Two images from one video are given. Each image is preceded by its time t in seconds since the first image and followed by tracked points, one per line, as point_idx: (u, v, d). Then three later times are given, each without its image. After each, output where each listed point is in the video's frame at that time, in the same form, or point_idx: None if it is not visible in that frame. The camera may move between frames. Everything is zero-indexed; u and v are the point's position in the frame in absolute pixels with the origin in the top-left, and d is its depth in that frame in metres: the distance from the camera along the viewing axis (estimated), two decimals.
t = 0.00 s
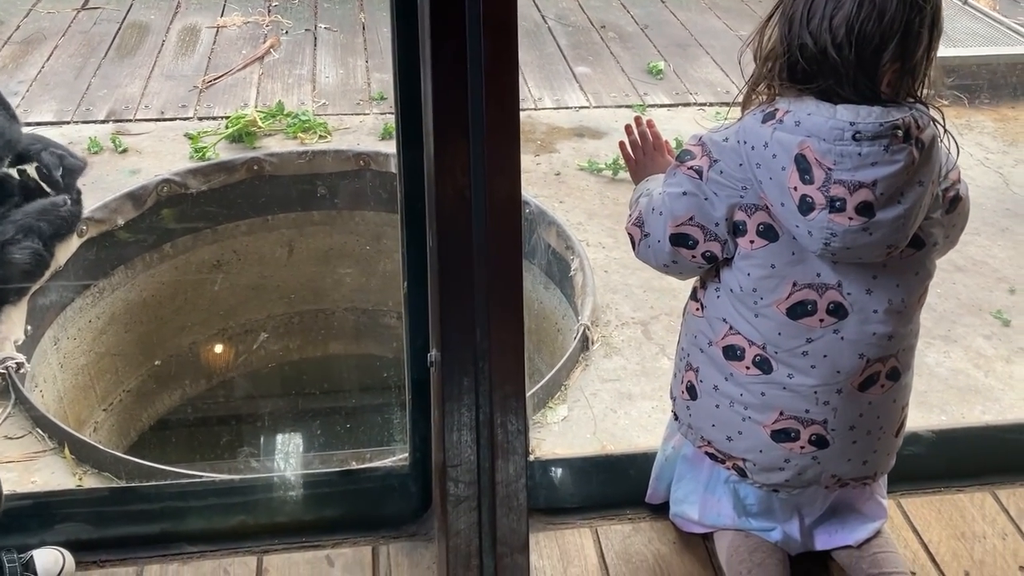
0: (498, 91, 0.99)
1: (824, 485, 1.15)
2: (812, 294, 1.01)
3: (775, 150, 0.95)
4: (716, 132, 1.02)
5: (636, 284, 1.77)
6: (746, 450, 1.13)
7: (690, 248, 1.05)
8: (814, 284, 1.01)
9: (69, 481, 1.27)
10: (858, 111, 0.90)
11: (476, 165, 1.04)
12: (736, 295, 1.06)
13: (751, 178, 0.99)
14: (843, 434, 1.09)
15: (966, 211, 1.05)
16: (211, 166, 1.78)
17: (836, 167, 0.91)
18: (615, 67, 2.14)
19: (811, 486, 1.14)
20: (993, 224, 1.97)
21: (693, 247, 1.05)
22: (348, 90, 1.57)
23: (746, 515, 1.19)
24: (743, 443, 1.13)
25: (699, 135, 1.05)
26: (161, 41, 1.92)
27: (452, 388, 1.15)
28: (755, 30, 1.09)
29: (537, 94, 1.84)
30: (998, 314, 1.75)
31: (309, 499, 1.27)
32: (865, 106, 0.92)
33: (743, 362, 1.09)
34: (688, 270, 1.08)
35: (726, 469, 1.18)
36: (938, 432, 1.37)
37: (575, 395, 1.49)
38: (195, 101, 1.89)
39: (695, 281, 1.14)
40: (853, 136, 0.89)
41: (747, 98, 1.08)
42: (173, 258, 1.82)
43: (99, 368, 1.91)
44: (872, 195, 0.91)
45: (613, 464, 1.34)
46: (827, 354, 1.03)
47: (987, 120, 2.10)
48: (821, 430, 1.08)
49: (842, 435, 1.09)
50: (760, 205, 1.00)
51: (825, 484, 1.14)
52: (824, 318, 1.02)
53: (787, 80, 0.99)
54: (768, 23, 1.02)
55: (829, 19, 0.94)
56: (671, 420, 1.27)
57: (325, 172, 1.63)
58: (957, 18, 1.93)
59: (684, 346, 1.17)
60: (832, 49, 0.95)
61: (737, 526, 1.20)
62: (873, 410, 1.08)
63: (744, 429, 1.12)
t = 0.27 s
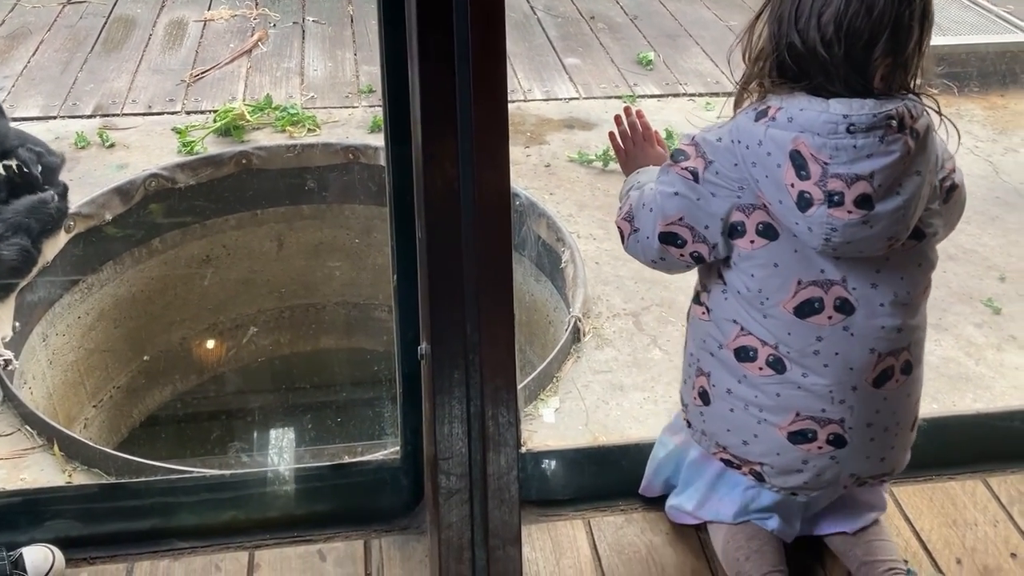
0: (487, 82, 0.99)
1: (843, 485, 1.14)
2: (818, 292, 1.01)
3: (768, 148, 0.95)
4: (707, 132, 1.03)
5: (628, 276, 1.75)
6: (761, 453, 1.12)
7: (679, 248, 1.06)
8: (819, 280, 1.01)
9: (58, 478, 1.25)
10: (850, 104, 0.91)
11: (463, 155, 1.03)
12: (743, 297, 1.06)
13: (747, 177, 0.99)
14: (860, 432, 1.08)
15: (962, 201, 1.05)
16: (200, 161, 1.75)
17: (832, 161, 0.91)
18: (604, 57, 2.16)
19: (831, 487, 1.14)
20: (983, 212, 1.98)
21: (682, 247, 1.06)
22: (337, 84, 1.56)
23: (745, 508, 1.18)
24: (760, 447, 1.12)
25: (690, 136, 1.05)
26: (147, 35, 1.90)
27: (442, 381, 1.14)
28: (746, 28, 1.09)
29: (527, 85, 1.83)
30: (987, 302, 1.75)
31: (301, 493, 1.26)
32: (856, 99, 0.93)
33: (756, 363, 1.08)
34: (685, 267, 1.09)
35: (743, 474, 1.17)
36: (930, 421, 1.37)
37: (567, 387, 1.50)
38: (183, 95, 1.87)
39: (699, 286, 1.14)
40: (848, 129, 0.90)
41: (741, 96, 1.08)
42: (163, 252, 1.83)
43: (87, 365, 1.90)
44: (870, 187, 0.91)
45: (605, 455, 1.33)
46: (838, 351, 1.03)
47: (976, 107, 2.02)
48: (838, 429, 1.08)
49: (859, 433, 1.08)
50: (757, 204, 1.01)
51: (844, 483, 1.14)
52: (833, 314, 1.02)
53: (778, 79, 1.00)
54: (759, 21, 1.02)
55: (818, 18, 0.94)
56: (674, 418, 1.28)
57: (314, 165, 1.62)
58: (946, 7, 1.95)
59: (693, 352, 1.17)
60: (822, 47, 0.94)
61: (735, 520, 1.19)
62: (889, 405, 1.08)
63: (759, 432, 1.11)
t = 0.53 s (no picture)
0: (474, 80, 0.96)
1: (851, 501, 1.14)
2: (841, 308, 1.00)
3: (806, 160, 0.95)
4: (740, 142, 1.03)
5: (618, 273, 1.77)
6: (768, 468, 1.11)
7: (710, 260, 1.06)
8: (844, 298, 1.00)
9: (42, 487, 1.23)
10: (890, 119, 0.92)
11: (452, 158, 1.00)
12: (763, 309, 1.05)
13: (779, 189, 0.99)
14: (872, 453, 1.07)
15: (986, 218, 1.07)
16: (183, 161, 1.76)
17: (871, 178, 0.91)
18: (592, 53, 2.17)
19: (837, 501, 1.13)
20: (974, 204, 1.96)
21: (713, 259, 1.06)
22: (323, 81, 1.54)
23: (746, 515, 1.18)
24: (767, 462, 1.11)
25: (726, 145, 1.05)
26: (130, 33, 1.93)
27: (432, 388, 1.12)
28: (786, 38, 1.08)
29: (516, 80, 1.81)
30: (981, 296, 1.74)
31: (290, 501, 1.25)
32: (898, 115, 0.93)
33: (769, 377, 1.07)
34: (713, 278, 1.09)
35: (750, 487, 1.16)
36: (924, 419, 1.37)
37: (559, 387, 1.48)
38: (166, 94, 1.86)
39: (720, 295, 1.13)
40: (890, 146, 0.90)
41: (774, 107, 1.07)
42: (148, 255, 1.82)
43: (72, 370, 1.87)
44: (907, 207, 0.91)
45: (598, 456, 1.32)
46: (856, 371, 1.02)
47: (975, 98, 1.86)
48: (848, 449, 1.07)
49: (870, 454, 1.07)
50: (789, 217, 1.00)
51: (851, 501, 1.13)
52: (854, 333, 1.01)
53: (823, 90, 0.98)
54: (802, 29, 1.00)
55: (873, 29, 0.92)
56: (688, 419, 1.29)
57: (300, 165, 1.59)
58: None
59: (710, 361, 1.16)
60: (878, 61, 0.93)
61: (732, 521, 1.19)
62: (904, 429, 1.07)
63: (767, 448, 1.10)
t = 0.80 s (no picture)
0: (463, 82, 0.92)
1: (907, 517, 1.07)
2: (933, 319, 0.93)
3: (924, 172, 0.86)
4: (837, 144, 0.94)
5: (609, 273, 1.78)
6: (830, 478, 1.04)
7: (790, 254, 0.99)
8: (938, 308, 0.93)
9: (19, 504, 1.20)
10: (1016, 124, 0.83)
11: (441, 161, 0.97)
12: (843, 317, 0.97)
13: (881, 199, 0.90)
14: (935, 465, 1.01)
15: None
16: (162, 163, 1.72)
17: (1000, 193, 0.82)
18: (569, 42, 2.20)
19: (893, 516, 1.06)
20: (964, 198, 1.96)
21: (793, 253, 0.99)
22: (304, 80, 1.51)
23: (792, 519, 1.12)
24: (824, 471, 1.04)
25: (818, 142, 0.97)
26: (106, 32, 1.96)
27: (422, 399, 1.09)
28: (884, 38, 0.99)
29: (500, 78, 1.78)
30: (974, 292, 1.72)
31: (277, 515, 1.21)
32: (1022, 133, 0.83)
33: (839, 385, 1.00)
34: (783, 274, 1.02)
35: (800, 497, 1.09)
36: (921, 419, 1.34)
37: (550, 391, 1.45)
38: (145, 94, 1.88)
39: (786, 297, 1.06)
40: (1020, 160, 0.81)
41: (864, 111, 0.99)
42: (130, 260, 1.82)
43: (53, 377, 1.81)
44: None
45: (592, 464, 1.28)
46: (939, 381, 0.95)
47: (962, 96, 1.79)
48: (914, 462, 1.00)
49: (934, 467, 1.01)
50: (888, 227, 0.92)
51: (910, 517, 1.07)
52: (943, 343, 0.93)
53: (919, 103, 0.90)
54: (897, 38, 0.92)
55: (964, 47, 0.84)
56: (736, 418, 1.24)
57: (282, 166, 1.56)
58: None
59: (769, 366, 1.09)
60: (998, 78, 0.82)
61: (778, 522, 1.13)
62: (971, 442, 1.01)
63: (828, 458, 1.03)
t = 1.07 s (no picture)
0: (442, 81, 0.90)
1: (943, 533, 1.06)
2: (947, 337, 0.93)
3: (920, 190, 0.87)
4: (837, 160, 0.94)
5: (593, 272, 1.76)
6: (859, 495, 1.05)
7: (795, 265, 1.00)
8: (948, 325, 0.93)
9: None
10: (1012, 140, 0.83)
11: (420, 162, 0.94)
12: (859, 337, 0.98)
13: (881, 217, 0.91)
14: (969, 482, 1.00)
15: None
16: (137, 166, 1.68)
17: (1000, 209, 0.83)
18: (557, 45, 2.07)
19: (936, 531, 1.06)
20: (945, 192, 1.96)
21: (798, 265, 1.00)
22: (282, 78, 1.48)
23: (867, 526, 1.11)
24: (857, 490, 1.05)
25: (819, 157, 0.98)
26: (79, 32, 1.93)
27: (404, 407, 1.06)
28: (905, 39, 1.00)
29: (481, 75, 1.76)
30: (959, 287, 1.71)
31: (259, 527, 1.19)
32: None
33: (862, 405, 1.00)
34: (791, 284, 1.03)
35: (834, 512, 1.09)
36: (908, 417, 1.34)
37: (535, 393, 1.43)
38: (119, 95, 1.87)
39: (796, 312, 1.06)
40: (1020, 174, 0.82)
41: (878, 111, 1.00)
42: (106, 264, 1.75)
43: (29, 386, 1.77)
44: None
45: (580, 467, 1.26)
46: (961, 401, 0.95)
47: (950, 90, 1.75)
48: (946, 480, 1.00)
49: (966, 484, 1.00)
50: (891, 245, 0.92)
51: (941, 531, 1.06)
52: (959, 361, 0.93)
53: (940, 106, 0.90)
54: (925, 32, 0.92)
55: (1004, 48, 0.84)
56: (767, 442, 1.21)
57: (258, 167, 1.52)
58: None
59: (788, 385, 1.09)
60: (1002, 86, 0.85)
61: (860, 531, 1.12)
62: (1002, 456, 1.00)
63: (857, 476, 1.04)
